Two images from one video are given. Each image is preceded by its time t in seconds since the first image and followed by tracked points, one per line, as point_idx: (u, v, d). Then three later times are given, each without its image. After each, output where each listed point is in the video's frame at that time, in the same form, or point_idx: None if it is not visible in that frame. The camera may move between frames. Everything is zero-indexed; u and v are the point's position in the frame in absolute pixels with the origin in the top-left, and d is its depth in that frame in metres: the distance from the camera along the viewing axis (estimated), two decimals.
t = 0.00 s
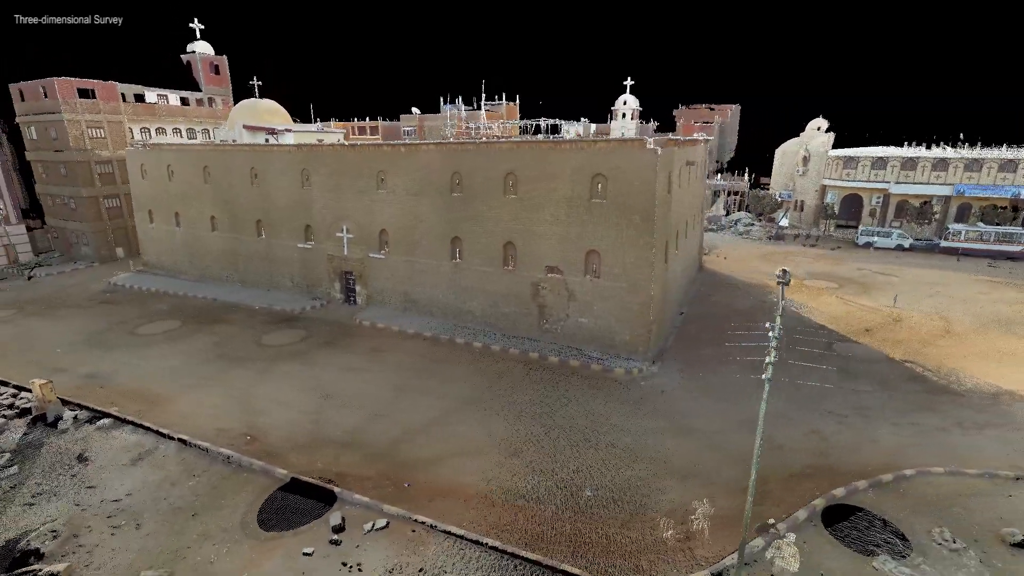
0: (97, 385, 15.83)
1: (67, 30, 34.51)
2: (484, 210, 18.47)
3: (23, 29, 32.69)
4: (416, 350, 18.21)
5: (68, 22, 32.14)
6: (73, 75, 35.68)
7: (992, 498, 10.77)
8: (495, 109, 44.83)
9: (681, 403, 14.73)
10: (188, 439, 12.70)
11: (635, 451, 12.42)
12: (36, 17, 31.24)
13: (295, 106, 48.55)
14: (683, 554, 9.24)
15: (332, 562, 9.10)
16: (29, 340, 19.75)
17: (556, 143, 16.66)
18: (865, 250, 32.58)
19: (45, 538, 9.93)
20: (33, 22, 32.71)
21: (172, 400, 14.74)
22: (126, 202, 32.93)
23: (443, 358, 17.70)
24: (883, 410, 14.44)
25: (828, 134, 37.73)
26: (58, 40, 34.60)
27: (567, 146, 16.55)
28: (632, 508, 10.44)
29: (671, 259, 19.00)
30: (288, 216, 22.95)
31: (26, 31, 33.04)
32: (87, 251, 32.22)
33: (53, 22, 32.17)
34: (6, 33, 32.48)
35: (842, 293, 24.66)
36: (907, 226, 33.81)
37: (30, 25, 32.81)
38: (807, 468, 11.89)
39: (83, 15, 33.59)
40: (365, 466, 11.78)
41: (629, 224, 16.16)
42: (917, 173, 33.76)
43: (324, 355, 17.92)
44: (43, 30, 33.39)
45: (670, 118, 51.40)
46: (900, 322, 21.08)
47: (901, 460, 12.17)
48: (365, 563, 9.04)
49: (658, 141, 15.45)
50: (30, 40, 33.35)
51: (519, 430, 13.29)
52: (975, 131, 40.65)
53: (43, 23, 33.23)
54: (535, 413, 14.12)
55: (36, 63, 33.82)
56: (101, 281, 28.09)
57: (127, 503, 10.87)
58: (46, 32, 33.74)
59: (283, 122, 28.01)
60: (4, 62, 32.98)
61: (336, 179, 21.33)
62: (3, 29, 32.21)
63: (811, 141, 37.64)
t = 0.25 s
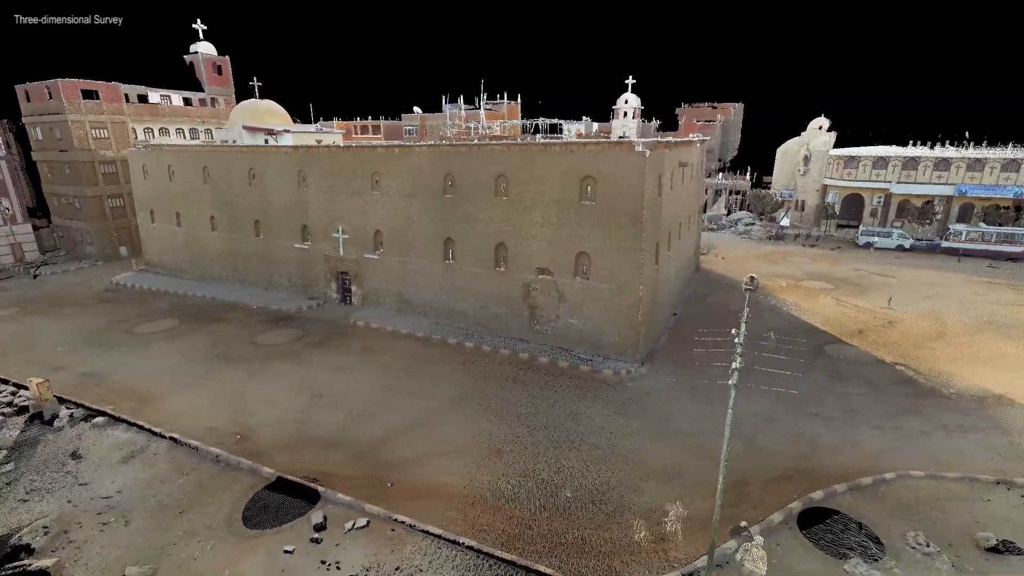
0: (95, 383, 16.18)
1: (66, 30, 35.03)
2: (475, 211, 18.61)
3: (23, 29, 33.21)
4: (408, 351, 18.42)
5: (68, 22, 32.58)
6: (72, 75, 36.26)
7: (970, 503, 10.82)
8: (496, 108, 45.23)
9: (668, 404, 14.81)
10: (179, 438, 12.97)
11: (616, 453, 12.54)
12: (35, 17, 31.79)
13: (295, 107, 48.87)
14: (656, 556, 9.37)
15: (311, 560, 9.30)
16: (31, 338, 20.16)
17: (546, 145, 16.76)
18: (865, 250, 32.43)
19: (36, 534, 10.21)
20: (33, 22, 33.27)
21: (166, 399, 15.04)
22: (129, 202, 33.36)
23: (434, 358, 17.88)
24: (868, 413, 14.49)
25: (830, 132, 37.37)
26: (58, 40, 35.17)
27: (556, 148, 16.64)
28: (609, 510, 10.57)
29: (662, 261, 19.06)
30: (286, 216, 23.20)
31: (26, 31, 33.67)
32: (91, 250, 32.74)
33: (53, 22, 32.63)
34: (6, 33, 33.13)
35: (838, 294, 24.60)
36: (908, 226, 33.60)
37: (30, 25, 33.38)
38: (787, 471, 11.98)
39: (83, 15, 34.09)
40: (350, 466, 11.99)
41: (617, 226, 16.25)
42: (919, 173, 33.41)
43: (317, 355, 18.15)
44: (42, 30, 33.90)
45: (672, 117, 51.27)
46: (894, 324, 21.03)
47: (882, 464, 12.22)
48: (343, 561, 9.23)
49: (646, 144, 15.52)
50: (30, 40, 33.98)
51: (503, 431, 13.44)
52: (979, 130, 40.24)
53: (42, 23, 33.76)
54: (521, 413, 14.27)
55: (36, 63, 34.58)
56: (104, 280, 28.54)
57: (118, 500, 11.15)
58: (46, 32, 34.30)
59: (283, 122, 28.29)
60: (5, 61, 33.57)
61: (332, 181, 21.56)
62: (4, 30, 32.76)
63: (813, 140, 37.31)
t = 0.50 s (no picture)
0: (92, 382, 16.54)
1: (66, 31, 35.35)
2: (468, 213, 18.76)
3: (25, 29, 33.62)
4: (400, 351, 18.61)
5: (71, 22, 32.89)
6: (72, 75, 36.65)
7: (949, 507, 10.87)
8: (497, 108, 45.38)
9: (654, 406, 14.91)
10: (171, 436, 13.25)
11: (600, 454, 12.67)
12: (35, 17, 32.17)
13: (296, 107, 49.18)
14: (630, 557, 9.52)
15: (292, 558, 9.52)
16: (34, 337, 20.62)
17: (537, 148, 16.88)
18: (865, 250, 32.25)
19: (28, 530, 10.51)
20: (33, 23, 33.62)
21: (161, 398, 15.35)
22: (133, 202, 33.83)
23: (426, 358, 18.07)
24: (854, 416, 14.53)
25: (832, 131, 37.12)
26: (57, 40, 35.52)
27: (546, 150, 16.75)
28: (587, 511, 10.72)
29: (654, 262, 19.12)
30: (283, 217, 23.47)
31: (26, 31, 34.06)
32: (95, 248, 33.26)
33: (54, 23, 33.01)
34: (6, 33, 33.50)
35: (834, 295, 24.52)
36: (909, 226, 33.45)
37: (30, 25, 33.76)
38: (768, 474, 12.06)
39: (83, 15, 34.41)
40: (336, 465, 12.21)
41: (606, 228, 16.34)
42: (920, 173, 33.17)
43: (310, 355, 18.39)
44: (42, 30, 34.25)
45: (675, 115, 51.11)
46: (889, 326, 20.96)
47: (864, 467, 12.26)
48: (323, 559, 9.44)
49: (634, 147, 15.59)
50: (30, 40, 34.37)
51: (489, 431, 13.60)
52: (984, 128, 39.81)
53: (42, 24, 34.11)
54: (507, 414, 14.43)
55: (36, 63, 34.84)
56: (108, 279, 29.02)
57: (109, 497, 11.44)
58: (46, 32, 34.65)
59: (282, 123, 28.57)
60: (4, 61, 33.96)
61: (328, 182, 21.79)
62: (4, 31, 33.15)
63: (814, 139, 37.07)
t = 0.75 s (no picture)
0: (91, 380, 16.89)
1: (66, 31, 35.70)
2: (460, 214, 18.92)
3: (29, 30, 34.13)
4: (393, 351, 18.83)
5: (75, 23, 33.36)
6: (72, 75, 37.05)
7: (926, 511, 10.93)
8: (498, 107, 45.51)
9: (640, 408, 15.03)
10: (163, 435, 13.54)
11: (582, 455, 12.81)
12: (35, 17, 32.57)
13: (298, 106, 49.53)
14: (605, 557, 9.64)
15: (274, 556, 9.75)
16: (37, 336, 21.06)
17: (527, 150, 17.00)
18: (865, 251, 32.07)
19: (21, 525, 10.81)
20: (33, 22, 34.03)
21: (156, 397, 15.66)
22: (137, 201, 34.30)
23: (417, 358, 18.27)
24: (839, 419, 14.57)
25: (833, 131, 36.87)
26: (57, 40, 35.88)
27: (536, 153, 16.87)
28: (566, 512, 10.86)
29: (645, 264, 19.18)
30: (281, 217, 23.73)
31: (26, 31, 34.47)
32: (100, 247, 33.81)
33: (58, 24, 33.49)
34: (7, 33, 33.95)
35: (830, 297, 24.46)
36: (910, 227, 33.22)
37: (34, 26, 34.23)
38: (748, 477, 12.16)
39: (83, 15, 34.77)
40: (322, 465, 12.44)
41: (595, 230, 16.45)
42: (922, 173, 32.89)
43: (304, 354, 18.64)
44: (41, 30, 34.69)
45: (677, 114, 50.94)
46: (882, 328, 20.89)
47: (845, 471, 12.32)
48: (304, 557, 9.66)
49: (622, 150, 15.68)
50: (30, 40, 34.78)
51: (475, 432, 13.78)
52: (989, 127, 39.40)
53: (42, 24, 34.48)
54: (494, 415, 14.60)
55: (35, 63, 35.59)
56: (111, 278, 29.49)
57: (100, 494, 11.73)
58: (46, 33, 35.16)
59: (282, 124, 28.86)
60: (4, 62, 34.73)
61: (324, 183, 22.01)
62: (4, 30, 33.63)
63: (815, 139, 36.83)
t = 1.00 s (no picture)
0: (89, 379, 17.25)
1: (66, 31, 35.98)
2: (453, 215, 19.07)
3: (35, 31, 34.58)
4: (386, 350, 19.05)
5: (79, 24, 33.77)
6: (72, 75, 37.36)
7: (905, 515, 10.99)
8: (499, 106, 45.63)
9: (627, 410, 15.14)
10: (157, 433, 13.82)
11: (566, 456, 12.94)
12: (34, 18, 32.85)
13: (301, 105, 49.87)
14: (581, 558, 9.78)
15: (257, 553, 9.99)
16: (41, 334, 21.50)
17: (518, 153, 17.12)
18: (865, 251, 31.91)
19: (16, 521, 11.12)
20: (32, 23, 34.32)
21: (152, 396, 15.98)
22: (141, 200, 34.77)
23: (409, 358, 18.47)
24: (826, 422, 14.61)
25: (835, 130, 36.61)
26: (57, 40, 36.15)
27: (527, 155, 16.99)
28: (545, 513, 11.00)
29: (637, 265, 19.26)
30: (278, 217, 24.00)
31: (26, 31, 34.75)
32: (105, 246, 34.36)
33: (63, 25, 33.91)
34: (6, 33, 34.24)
35: (826, 298, 24.39)
36: (911, 227, 32.95)
37: (39, 27, 34.69)
38: (729, 479, 12.26)
39: (83, 15, 35.04)
40: (310, 464, 12.67)
41: (585, 233, 16.55)
42: (923, 173, 32.62)
43: (299, 354, 18.90)
44: (41, 30, 34.96)
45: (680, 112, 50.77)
46: (876, 330, 20.85)
47: (827, 474, 12.39)
48: (286, 555, 9.89)
49: (611, 153, 15.76)
50: (30, 40, 35.13)
51: (462, 432, 13.95)
52: (994, 126, 39.00)
53: (42, 24, 34.78)
54: (481, 415, 14.76)
55: (36, 63, 35.80)
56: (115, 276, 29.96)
57: (93, 491, 12.03)
58: (46, 32, 35.33)
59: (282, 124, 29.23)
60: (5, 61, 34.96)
61: (321, 184, 22.24)
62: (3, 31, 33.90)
63: (817, 138, 36.57)
